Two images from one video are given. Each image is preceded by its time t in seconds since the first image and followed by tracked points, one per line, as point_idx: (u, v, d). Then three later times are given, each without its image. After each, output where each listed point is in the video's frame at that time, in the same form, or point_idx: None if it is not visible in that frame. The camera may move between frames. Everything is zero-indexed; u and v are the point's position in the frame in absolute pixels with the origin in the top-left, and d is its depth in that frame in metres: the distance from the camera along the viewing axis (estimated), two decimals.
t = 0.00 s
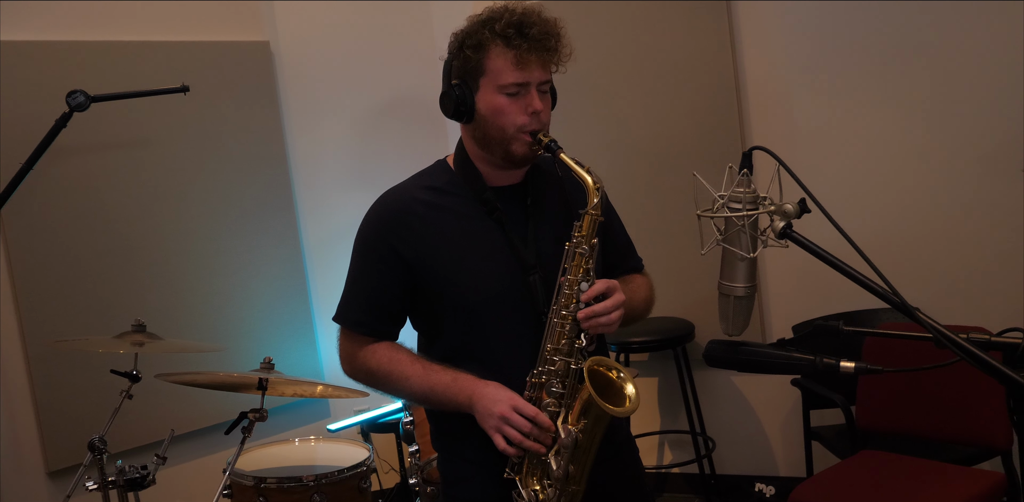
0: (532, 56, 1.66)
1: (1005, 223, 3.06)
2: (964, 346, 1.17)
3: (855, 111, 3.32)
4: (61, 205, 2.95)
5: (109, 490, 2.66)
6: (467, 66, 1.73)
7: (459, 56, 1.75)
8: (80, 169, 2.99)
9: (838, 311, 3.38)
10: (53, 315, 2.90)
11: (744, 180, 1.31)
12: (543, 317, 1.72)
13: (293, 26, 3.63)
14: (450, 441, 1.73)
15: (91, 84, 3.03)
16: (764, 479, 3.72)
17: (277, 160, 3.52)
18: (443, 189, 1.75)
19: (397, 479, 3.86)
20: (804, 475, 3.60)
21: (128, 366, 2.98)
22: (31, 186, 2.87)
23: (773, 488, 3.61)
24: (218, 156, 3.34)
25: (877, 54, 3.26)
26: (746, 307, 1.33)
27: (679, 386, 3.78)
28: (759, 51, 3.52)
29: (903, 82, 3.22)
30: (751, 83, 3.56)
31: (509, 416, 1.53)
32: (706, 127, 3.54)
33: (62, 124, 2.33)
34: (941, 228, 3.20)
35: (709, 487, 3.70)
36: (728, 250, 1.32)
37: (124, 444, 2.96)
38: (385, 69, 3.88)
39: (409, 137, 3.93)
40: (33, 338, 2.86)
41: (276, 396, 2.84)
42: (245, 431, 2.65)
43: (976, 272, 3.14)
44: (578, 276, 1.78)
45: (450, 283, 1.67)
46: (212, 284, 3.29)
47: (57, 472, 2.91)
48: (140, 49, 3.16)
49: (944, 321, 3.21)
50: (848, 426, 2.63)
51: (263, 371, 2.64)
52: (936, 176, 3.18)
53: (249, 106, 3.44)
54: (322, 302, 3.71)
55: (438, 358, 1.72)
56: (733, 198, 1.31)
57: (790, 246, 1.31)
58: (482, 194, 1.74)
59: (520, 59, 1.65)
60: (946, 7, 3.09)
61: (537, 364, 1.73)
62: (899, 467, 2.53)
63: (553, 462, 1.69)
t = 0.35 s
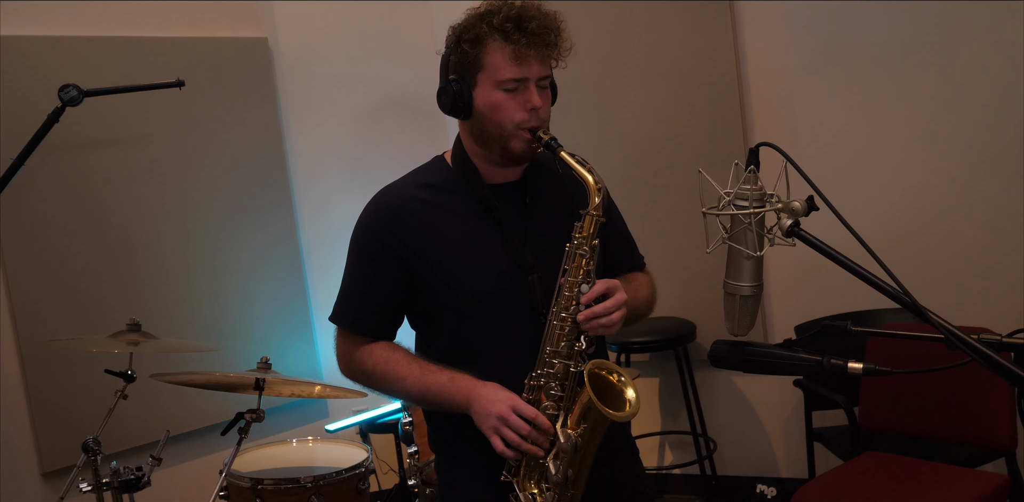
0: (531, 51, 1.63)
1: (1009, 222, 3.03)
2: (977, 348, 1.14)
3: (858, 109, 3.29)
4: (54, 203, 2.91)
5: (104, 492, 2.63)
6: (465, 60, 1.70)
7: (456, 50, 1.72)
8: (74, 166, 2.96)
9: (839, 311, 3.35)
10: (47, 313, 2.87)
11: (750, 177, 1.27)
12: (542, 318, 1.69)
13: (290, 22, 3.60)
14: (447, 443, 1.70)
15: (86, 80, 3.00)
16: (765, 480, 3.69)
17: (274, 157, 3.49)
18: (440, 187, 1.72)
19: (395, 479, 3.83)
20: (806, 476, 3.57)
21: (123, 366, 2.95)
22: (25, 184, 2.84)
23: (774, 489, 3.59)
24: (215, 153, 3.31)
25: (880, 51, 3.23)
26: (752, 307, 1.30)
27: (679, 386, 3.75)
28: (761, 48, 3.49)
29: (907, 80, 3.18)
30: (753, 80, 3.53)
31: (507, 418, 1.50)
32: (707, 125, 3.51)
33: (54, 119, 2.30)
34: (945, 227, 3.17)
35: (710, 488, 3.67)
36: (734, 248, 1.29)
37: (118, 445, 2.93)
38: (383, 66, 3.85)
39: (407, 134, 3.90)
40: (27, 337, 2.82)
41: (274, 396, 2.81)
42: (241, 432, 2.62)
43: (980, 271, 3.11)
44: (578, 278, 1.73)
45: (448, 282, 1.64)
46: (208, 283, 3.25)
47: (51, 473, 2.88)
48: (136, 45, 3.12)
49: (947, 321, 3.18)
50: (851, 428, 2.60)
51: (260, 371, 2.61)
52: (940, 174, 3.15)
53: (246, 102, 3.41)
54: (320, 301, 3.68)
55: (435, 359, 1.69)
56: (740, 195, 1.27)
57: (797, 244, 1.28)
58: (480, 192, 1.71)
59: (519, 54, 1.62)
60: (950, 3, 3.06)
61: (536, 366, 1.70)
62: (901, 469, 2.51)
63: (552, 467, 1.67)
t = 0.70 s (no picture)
0: (531, 47, 1.60)
1: (1012, 221, 3.01)
2: (988, 349, 1.11)
3: (858, 108, 3.27)
4: (47, 201, 2.88)
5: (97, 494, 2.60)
6: (464, 57, 1.67)
7: (454, 47, 1.69)
8: (67, 165, 2.92)
9: (840, 311, 3.33)
10: (40, 313, 2.84)
11: (756, 175, 1.25)
12: (542, 317, 1.67)
13: (287, 19, 3.57)
14: (445, 444, 1.67)
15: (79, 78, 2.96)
16: (765, 481, 3.67)
17: (271, 156, 3.46)
18: (438, 186, 1.69)
19: (393, 480, 3.80)
20: (806, 477, 3.55)
21: (117, 367, 2.92)
22: (17, 182, 2.81)
23: (775, 490, 3.57)
24: (210, 152, 3.28)
25: (881, 49, 3.21)
26: (757, 307, 1.28)
27: (679, 387, 3.73)
28: (761, 46, 3.47)
29: (907, 78, 3.17)
30: (753, 78, 3.50)
31: (507, 421, 1.48)
32: (707, 124, 3.49)
33: (45, 116, 2.27)
34: (946, 226, 3.15)
35: (710, 489, 3.64)
36: (738, 248, 1.26)
37: (113, 447, 2.90)
38: (380, 64, 3.82)
39: (405, 133, 3.87)
40: (20, 337, 2.79)
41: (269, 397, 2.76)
42: (238, 433, 2.59)
43: (982, 271, 3.09)
44: (579, 274, 1.72)
45: (446, 282, 1.61)
46: (203, 283, 3.22)
47: (45, 474, 2.85)
48: (130, 41, 3.09)
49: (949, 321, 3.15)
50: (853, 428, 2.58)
51: (256, 371, 2.58)
52: (941, 173, 3.13)
53: (242, 100, 3.38)
54: (317, 301, 3.65)
55: (433, 360, 1.67)
56: (745, 193, 1.25)
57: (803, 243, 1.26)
58: (478, 191, 1.69)
59: (519, 50, 1.59)
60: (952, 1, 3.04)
61: (536, 365, 1.68)
62: (903, 470, 2.49)
63: (553, 467, 1.62)
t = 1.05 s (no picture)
0: (523, 44, 1.58)
1: (1006, 219, 3.00)
2: (991, 349, 1.10)
3: (852, 106, 3.27)
4: (34, 200, 2.83)
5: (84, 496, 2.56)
6: (455, 53, 1.65)
7: (446, 42, 1.67)
8: (54, 162, 2.88)
9: (834, 310, 3.33)
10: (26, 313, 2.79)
11: (754, 172, 1.22)
12: (531, 319, 1.65)
13: (278, 16, 3.53)
14: (434, 445, 1.64)
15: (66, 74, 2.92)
16: (759, 480, 3.66)
17: (261, 154, 3.42)
18: (429, 184, 1.67)
19: (385, 481, 3.77)
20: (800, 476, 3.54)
21: (105, 367, 2.88)
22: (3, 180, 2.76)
23: (768, 490, 3.56)
24: (200, 150, 3.25)
25: (875, 47, 3.20)
26: (755, 305, 1.26)
27: (673, 386, 3.71)
28: (755, 44, 3.46)
29: (901, 76, 3.16)
30: (747, 76, 3.49)
31: (497, 422, 1.46)
32: (701, 122, 3.48)
33: (30, 112, 2.23)
34: (940, 225, 3.14)
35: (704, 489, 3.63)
36: (736, 246, 1.25)
37: (100, 448, 2.86)
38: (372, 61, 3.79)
39: (397, 131, 3.84)
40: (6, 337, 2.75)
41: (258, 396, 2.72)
42: (227, 434, 2.55)
43: (976, 270, 3.08)
44: (572, 277, 1.69)
45: (436, 281, 1.59)
46: (193, 282, 3.19)
47: (32, 476, 2.81)
48: (119, 38, 3.05)
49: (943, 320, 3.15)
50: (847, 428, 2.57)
51: (246, 372, 2.55)
52: (936, 171, 3.12)
53: (233, 98, 3.34)
54: (308, 300, 3.62)
55: (423, 359, 1.64)
56: (743, 191, 1.23)
57: (801, 241, 1.24)
58: (469, 189, 1.66)
59: (511, 46, 1.57)
60: None
61: (527, 367, 1.65)
62: (898, 469, 2.48)
63: (542, 470, 1.60)
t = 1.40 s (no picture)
0: (505, 38, 1.57)
1: (987, 219, 3.02)
2: (978, 348, 1.10)
3: (834, 107, 3.28)
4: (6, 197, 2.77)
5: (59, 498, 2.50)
6: (435, 47, 1.62)
7: (425, 36, 1.64)
8: (27, 158, 2.82)
9: (814, 309, 3.34)
10: None
11: (739, 169, 1.22)
12: (514, 315, 1.63)
13: (257, 11, 3.49)
14: (415, 445, 1.62)
15: (40, 68, 2.85)
16: (741, 479, 3.66)
17: (241, 151, 3.38)
18: (408, 180, 1.64)
19: (366, 480, 3.74)
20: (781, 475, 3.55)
21: (81, 367, 2.82)
22: None
23: (750, 489, 3.56)
24: (178, 146, 3.19)
25: (857, 49, 3.22)
26: (739, 304, 1.25)
27: (655, 386, 3.71)
28: (738, 44, 3.46)
29: (882, 78, 3.18)
30: (729, 77, 3.49)
31: (476, 421, 1.44)
32: (684, 122, 3.48)
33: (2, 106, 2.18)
34: (921, 225, 3.16)
35: (685, 488, 3.63)
36: (722, 244, 1.23)
37: (75, 449, 2.80)
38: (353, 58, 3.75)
39: (378, 128, 3.81)
40: None
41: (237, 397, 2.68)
42: (205, 434, 2.51)
43: (956, 270, 3.10)
44: (553, 269, 1.68)
45: (415, 277, 1.57)
46: (171, 280, 3.14)
47: (6, 478, 2.74)
48: (94, 32, 2.99)
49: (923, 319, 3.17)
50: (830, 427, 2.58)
51: (225, 371, 2.51)
52: (916, 172, 3.14)
53: (212, 94, 3.30)
54: (287, 298, 3.57)
55: (402, 358, 1.62)
56: (728, 187, 1.22)
57: (787, 239, 1.24)
58: (448, 186, 1.64)
59: (492, 40, 1.56)
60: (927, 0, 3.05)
61: (509, 363, 1.64)
62: (881, 469, 2.49)
63: (525, 468, 1.60)
